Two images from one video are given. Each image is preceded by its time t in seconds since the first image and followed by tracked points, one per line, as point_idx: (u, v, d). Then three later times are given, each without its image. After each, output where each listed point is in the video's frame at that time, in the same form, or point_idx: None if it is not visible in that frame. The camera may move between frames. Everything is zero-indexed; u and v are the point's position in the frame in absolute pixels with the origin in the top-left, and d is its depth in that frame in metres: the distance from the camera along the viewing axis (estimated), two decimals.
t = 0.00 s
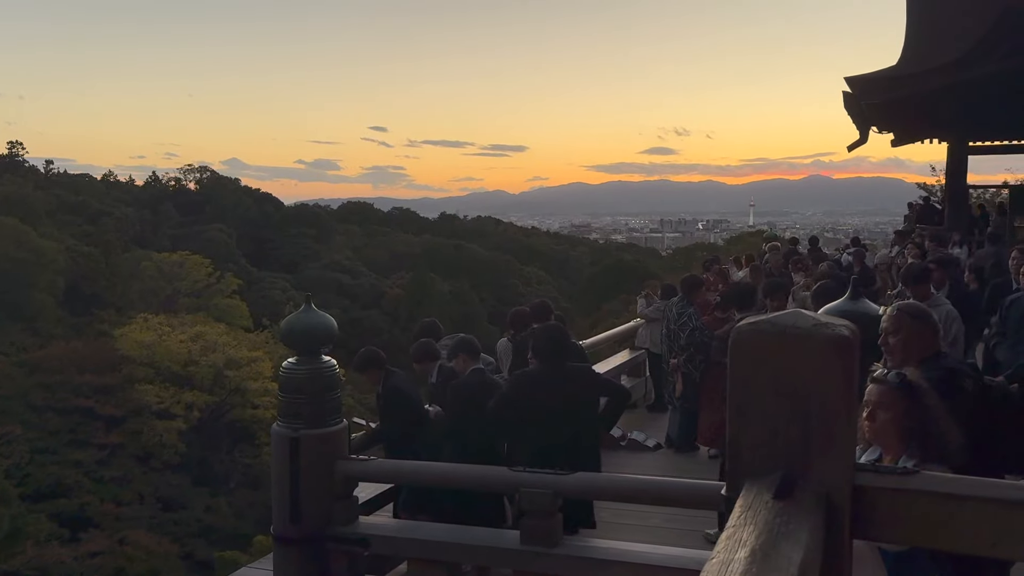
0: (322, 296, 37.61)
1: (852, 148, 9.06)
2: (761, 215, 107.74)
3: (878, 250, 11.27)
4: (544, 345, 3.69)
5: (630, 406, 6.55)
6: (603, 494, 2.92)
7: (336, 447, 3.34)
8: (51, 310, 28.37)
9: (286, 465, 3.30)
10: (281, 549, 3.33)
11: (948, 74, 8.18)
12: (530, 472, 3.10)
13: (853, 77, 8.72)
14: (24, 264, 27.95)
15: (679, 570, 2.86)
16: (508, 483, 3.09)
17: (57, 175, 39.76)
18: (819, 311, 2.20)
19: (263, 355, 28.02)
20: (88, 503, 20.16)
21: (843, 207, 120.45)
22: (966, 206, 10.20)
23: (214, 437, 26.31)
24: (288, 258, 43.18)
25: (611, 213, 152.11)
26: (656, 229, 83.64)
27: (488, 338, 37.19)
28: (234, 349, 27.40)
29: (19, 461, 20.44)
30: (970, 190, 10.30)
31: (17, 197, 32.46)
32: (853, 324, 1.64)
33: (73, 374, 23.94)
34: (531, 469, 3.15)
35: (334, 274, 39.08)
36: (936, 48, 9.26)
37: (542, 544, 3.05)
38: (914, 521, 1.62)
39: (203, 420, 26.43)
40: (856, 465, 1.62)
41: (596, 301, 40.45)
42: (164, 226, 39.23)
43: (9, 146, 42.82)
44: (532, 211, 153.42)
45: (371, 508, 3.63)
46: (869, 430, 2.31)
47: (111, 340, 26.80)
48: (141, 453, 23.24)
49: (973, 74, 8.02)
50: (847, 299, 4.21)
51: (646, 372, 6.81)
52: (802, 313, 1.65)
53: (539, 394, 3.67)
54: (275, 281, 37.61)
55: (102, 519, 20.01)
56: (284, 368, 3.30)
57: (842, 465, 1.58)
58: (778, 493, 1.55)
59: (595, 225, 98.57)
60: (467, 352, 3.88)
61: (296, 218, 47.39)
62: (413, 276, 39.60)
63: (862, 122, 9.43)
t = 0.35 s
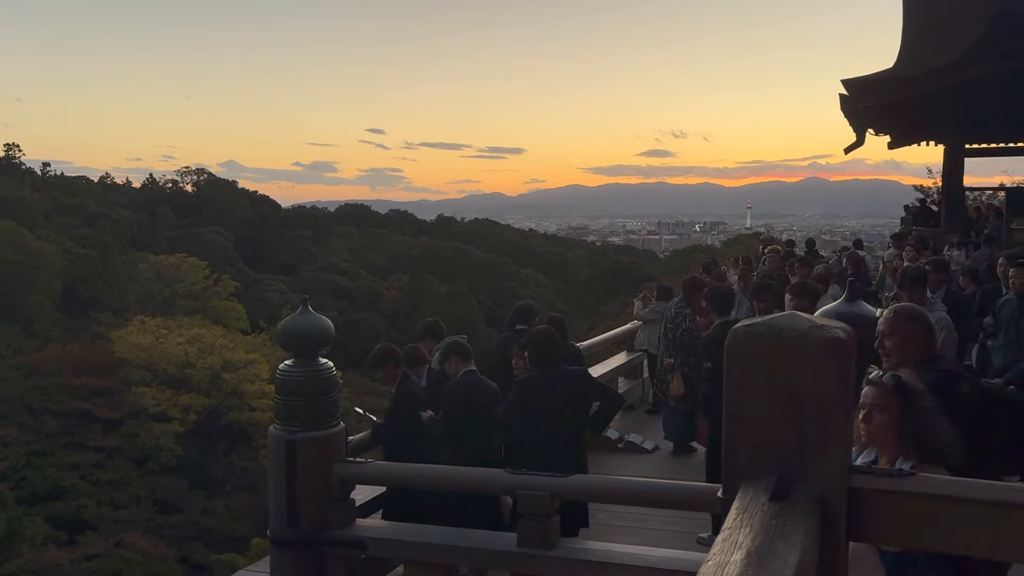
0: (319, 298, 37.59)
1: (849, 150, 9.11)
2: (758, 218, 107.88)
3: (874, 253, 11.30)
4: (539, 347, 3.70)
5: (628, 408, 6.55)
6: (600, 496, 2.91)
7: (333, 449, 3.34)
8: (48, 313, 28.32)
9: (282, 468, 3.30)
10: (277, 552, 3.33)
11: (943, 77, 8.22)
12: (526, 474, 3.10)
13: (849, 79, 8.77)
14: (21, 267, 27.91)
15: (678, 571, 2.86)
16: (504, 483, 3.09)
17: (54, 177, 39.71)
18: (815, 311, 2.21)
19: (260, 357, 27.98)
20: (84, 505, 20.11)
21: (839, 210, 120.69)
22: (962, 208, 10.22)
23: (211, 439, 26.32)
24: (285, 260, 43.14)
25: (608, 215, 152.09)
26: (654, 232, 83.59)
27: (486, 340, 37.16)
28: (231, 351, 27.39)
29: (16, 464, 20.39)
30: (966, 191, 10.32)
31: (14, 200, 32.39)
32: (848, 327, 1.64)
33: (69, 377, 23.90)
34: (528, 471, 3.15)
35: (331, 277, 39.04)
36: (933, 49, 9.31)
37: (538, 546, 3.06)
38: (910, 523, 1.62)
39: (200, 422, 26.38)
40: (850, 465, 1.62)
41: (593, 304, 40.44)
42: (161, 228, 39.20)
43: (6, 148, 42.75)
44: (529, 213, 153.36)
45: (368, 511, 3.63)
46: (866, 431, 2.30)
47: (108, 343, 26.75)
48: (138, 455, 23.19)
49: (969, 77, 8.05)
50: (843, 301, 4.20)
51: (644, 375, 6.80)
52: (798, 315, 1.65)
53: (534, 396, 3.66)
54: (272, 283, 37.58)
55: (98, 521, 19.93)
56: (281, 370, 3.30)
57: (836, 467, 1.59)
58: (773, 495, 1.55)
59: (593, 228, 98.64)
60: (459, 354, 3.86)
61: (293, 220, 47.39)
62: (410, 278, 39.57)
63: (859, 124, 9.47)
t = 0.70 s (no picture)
0: (317, 300, 37.57)
1: (846, 151, 9.13)
2: (756, 220, 107.90)
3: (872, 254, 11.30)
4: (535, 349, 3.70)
5: (626, 410, 6.55)
6: (598, 497, 2.92)
7: (331, 451, 3.34)
8: (44, 314, 28.24)
9: (280, 470, 3.29)
10: (276, 554, 3.33)
11: (939, 79, 8.26)
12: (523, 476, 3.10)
13: (846, 81, 8.77)
14: (17, 269, 27.86)
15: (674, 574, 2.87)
16: (502, 486, 3.09)
17: (51, 179, 39.66)
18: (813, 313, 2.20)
19: (258, 359, 27.93)
20: (81, 508, 20.06)
21: (836, 212, 120.82)
22: (959, 209, 10.23)
23: (209, 441, 26.09)
24: (283, 262, 43.07)
25: (606, 217, 151.74)
26: (652, 234, 83.56)
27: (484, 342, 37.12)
28: (229, 353, 27.35)
29: (13, 466, 20.38)
30: (964, 193, 10.33)
31: (11, 202, 32.27)
32: (846, 328, 1.63)
33: (66, 379, 23.84)
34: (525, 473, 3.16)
35: (329, 278, 38.99)
36: (931, 51, 9.32)
37: (536, 548, 3.06)
38: (908, 523, 1.62)
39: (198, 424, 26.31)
40: (849, 468, 1.62)
41: (591, 306, 40.41)
42: (159, 230, 39.14)
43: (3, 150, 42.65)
44: (528, 215, 153.22)
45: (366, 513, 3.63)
46: (861, 433, 2.32)
47: (105, 345, 26.69)
48: (135, 458, 23.13)
49: (965, 79, 8.09)
50: (841, 302, 4.18)
51: (641, 376, 6.81)
52: (795, 317, 1.64)
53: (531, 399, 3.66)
54: (270, 284, 37.56)
55: (95, 524, 19.87)
56: (278, 372, 3.29)
57: (832, 468, 1.59)
58: (770, 497, 1.55)
59: (592, 230, 98.65)
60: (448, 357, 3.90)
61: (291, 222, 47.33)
62: (408, 280, 39.52)
63: (856, 127, 9.48)
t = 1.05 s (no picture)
0: (315, 301, 37.57)
1: (843, 154, 9.16)
2: (753, 222, 108.02)
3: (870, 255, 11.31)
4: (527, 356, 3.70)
5: (624, 411, 6.56)
6: (596, 499, 2.93)
7: (329, 452, 3.34)
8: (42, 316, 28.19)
9: (277, 471, 3.30)
10: (273, 557, 3.33)
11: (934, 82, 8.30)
12: (521, 477, 3.09)
13: (843, 83, 8.78)
14: (15, 270, 27.80)
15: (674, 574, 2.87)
16: (499, 486, 3.10)
17: (49, 180, 39.61)
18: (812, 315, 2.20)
19: (255, 360, 27.87)
20: (78, 509, 19.99)
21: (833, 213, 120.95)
22: (956, 212, 10.25)
23: (206, 443, 25.90)
24: (282, 264, 43.04)
25: (604, 219, 151.87)
26: (650, 235, 83.63)
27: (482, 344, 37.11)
28: (226, 355, 27.33)
29: (9, 468, 20.39)
30: (961, 195, 10.34)
31: (8, 203, 32.20)
32: (842, 330, 1.64)
33: (64, 380, 23.82)
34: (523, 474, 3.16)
35: (327, 280, 38.98)
36: (927, 52, 9.36)
37: (532, 550, 3.08)
38: (904, 524, 1.62)
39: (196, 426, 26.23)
40: (845, 469, 1.62)
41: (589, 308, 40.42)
42: (157, 231, 39.08)
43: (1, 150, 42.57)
44: (526, 216, 153.09)
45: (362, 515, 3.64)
46: (857, 436, 2.32)
47: (103, 346, 26.65)
48: (132, 459, 23.10)
49: (959, 82, 8.13)
50: (840, 304, 4.18)
51: (639, 378, 6.80)
52: (792, 318, 1.64)
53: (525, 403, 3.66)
54: (267, 285, 37.54)
55: (93, 525, 19.81)
56: (276, 374, 3.29)
57: (832, 470, 1.58)
58: (768, 498, 1.55)
59: (590, 232, 98.69)
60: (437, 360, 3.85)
61: (289, 223, 47.26)
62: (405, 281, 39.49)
63: (853, 129, 9.49)
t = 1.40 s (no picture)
0: (313, 303, 37.54)
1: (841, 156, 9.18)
2: (751, 224, 108.12)
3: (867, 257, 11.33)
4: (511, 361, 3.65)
5: (620, 413, 6.56)
6: (595, 501, 2.93)
7: (327, 453, 3.34)
8: (39, 316, 28.12)
9: (275, 473, 3.29)
10: (271, 559, 3.33)
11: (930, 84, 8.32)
12: (520, 479, 3.10)
13: (840, 85, 8.81)
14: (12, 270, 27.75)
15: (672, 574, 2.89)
16: (498, 488, 3.10)
17: (46, 181, 39.55)
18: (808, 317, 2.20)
19: (253, 362, 27.81)
20: (76, 511, 19.93)
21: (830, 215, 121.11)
22: (954, 214, 10.27)
23: (204, 444, 25.79)
24: (280, 265, 43.00)
25: (602, 220, 151.88)
26: (647, 237, 83.66)
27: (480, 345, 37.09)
28: (224, 356, 27.28)
29: (6, 469, 20.33)
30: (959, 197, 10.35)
31: (5, 204, 32.12)
32: (841, 332, 1.63)
33: (62, 381, 23.78)
34: (520, 475, 3.17)
35: (325, 281, 38.97)
36: (926, 53, 9.38)
37: (531, 552, 3.08)
38: (901, 523, 1.63)
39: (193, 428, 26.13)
40: (842, 471, 1.62)
41: (587, 310, 40.45)
42: (154, 232, 39.02)
43: None
44: (524, 218, 153.12)
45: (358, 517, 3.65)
46: (856, 438, 2.32)
47: (100, 347, 26.61)
48: (130, 460, 23.07)
49: (955, 84, 8.14)
50: (837, 306, 4.21)
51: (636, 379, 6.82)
52: (790, 320, 1.65)
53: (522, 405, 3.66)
54: (266, 287, 37.51)
55: (90, 526, 19.79)
56: (274, 376, 3.28)
57: (829, 471, 1.58)
58: (766, 500, 1.55)
59: (587, 233, 98.74)
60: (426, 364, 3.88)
61: (287, 225, 47.20)
62: (404, 283, 39.47)
63: (851, 131, 9.51)
